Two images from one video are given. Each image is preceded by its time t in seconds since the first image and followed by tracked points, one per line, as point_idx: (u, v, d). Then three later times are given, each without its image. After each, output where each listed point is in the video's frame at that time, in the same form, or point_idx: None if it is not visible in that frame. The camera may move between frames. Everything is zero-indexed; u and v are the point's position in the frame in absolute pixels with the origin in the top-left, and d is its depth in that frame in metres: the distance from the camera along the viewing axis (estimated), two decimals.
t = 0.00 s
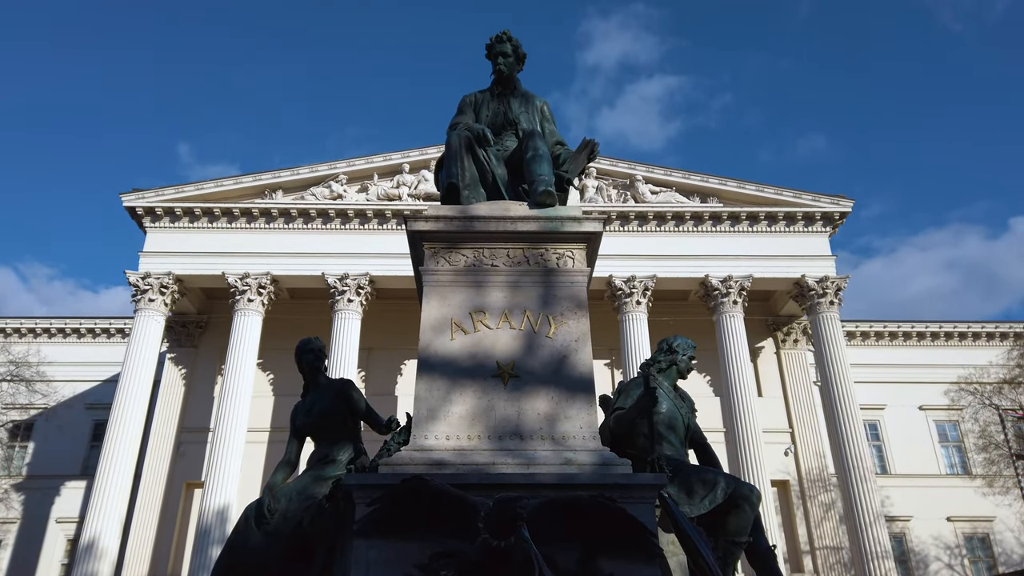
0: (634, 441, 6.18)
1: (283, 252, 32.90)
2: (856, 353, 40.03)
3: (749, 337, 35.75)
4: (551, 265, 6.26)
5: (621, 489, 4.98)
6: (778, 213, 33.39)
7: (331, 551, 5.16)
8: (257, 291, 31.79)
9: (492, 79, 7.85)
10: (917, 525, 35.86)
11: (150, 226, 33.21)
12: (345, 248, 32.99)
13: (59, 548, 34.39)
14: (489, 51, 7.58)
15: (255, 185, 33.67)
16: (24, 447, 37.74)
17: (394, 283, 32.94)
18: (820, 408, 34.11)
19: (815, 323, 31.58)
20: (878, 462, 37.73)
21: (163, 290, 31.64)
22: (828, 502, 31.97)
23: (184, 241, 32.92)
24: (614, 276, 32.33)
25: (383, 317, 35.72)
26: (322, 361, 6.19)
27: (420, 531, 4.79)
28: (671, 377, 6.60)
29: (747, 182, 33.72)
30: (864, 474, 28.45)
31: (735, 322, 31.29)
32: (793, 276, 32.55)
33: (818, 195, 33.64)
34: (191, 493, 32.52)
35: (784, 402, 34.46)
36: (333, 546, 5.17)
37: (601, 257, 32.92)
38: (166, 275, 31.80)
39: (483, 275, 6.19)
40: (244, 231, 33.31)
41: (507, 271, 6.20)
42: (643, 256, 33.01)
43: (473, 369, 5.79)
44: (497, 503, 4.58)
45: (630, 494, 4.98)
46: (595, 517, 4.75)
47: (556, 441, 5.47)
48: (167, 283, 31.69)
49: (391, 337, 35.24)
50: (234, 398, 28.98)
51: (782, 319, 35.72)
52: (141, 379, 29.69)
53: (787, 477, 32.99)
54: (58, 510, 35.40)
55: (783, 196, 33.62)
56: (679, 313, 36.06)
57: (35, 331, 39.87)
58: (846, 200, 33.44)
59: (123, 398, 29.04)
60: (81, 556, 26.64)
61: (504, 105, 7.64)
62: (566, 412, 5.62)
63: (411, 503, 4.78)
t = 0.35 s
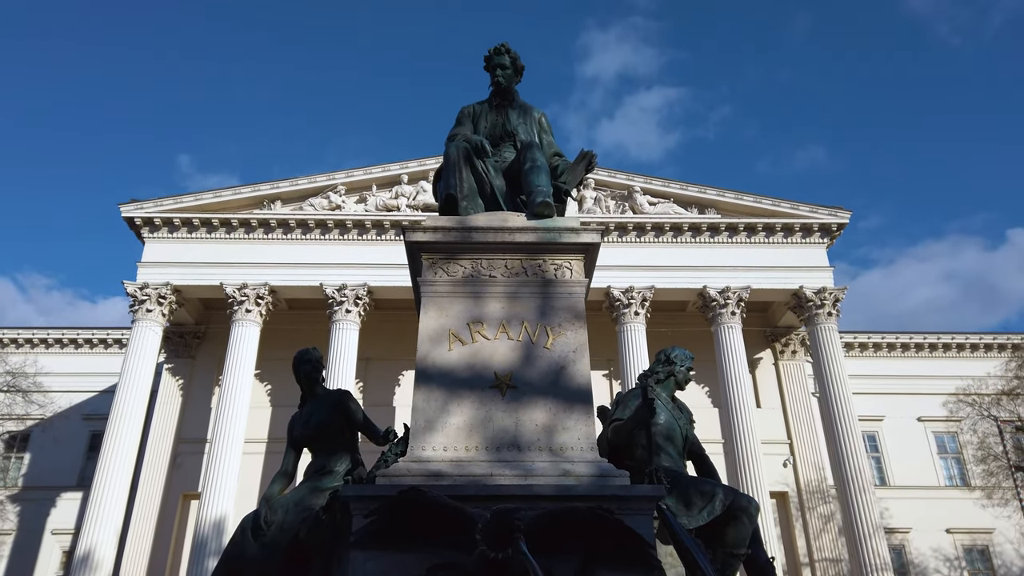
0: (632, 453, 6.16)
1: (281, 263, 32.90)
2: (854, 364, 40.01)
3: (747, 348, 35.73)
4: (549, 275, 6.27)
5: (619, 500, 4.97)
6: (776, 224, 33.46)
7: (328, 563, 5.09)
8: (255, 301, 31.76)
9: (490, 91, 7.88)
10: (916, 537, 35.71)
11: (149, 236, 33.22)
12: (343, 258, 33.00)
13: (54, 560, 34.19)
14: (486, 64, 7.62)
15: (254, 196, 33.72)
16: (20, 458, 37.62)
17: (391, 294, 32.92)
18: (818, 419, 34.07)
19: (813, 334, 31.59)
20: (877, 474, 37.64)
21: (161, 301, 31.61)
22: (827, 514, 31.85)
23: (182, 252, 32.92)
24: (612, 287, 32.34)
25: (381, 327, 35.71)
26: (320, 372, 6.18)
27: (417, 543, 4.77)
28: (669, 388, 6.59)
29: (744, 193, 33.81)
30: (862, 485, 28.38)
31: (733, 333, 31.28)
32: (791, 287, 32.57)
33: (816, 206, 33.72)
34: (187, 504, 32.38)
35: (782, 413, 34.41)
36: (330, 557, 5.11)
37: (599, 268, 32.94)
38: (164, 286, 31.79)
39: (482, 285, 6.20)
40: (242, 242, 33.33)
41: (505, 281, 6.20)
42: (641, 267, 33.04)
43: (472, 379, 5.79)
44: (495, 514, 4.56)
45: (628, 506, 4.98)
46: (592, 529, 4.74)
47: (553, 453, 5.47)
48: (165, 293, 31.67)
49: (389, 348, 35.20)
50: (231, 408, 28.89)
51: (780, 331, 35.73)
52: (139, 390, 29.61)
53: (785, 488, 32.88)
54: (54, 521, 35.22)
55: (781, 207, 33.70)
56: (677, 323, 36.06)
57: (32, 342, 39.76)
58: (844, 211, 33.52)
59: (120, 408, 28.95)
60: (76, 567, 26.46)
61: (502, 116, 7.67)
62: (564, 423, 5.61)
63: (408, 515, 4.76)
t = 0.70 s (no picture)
0: (629, 459, 6.15)
1: (279, 269, 32.88)
2: (852, 371, 40.01)
3: (746, 355, 35.73)
4: (547, 281, 6.27)
5: (617, 507, 4.96)
6: (774, 231, 33.51)
7: (326, 570, 5.07)
8: (253, 308, 31.74)
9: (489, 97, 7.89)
10: (915, 544, 35.66)
11: (147, 242, 33.20)
12: (341, 265, 32.99)
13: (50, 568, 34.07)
14: (484, 71, 7.64)
15: (252, 202, 33.73)
16: (16, 465, 37.49)
17: (389, 300, 32.90)
18: (817, 426, 34.05)
19: (811, 341, 31.60)
20: (875, 481, 37.60)
21: (159, 307, 31.58)
22: (826, 521, 31.79)
23: (181, 258, 32.89)
24: (610, 294, 32.34)
25: (380, 334, 35.70)
26: (317, 378, 6.17)
27: (414, 550, 4.75)
28: (667, 395, 6.58)
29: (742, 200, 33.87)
30: (861, 492, 28.36)
31: (731, 339, 31.29)
32: (789, 294, 32.59)
33: (813, 213, 33.77)
34: (185, 511, 32.26)
35: (780, 420, 34.39)
36: (327, 565, 5.09)
37: (597, 274, 32.95)
38: (162, 292, 31.77)
39: (480, 291, 6.19)
40: (241, 248, 33.31)
41: (503, 287, 6.20)
42: (639, 273, 33.04)
43: (469, 386, 5.78)
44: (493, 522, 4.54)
45: (625, 513, 4.97)
46: (590, 536, 4.73)
47: (551, 459, 5.46)
48: (163, 299, 31.65)
49: (387, 354, 35.17)
50: (229, 414, 28.83)
51: (778, 337, 35.75)
52: (136, 397, 29.55)
53: (784, 495, 32.83)
54: (50, 529, 35.10)
55: (779, 214, 33.77)
56: (675, 330, 36.06)
57: (29, 348, 39.56)
58: (841, 218, 33.58)
59: (117, 415, 28.86)
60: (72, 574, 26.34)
61: (500, 123, 7.68)
62: (562, 430, 5.60)
63: (406, 522, 4.74)
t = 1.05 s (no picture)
0: (628, 463, 6.14)
1: (277, 273, 32.86)
2: (850, 376, 40.01)
3: (744, 360, 35.73)
4: (546, 285, 6.27)
5: (616, 511, 4.96)
6: (772, 236, 33.54)
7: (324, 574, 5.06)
8: (251, 312, 31.71)
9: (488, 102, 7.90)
10: (913, 550, 35.63)
11: (145, 246, 33.18)
12: (340, 269, 32.98)
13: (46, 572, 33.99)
14: (484, 75, 7.65)
15: (251, 207, 33.72)
16: (13, 469, 37.42)
17: (388, 304, 32.88)
18: (815, 431, 34.05)
19: (810, 346, 31.60)
20: (874, 486, 37.58)
21: (156, 311, 31.55)
22: (825, 526, 31.73)
23: (179, 262, 32.86)
24: (608, 298, 32.32)
25: (378, 338, 35.69)
26: (315, 381, 6.16)
27: (413, 553, 4.74)
28: (666, 399, 6.57)
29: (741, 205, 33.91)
30: (859, 497, 28.33)
31: (729, 344, 31.29)
32: (787, 298, 32.62)
33: (812, 218, 33.81)
34: (182, 516, 32.15)
35: (778, 425, 34.37)
36: (325, 569, 5.07)
37: (595, 279, 32.95)
38: (161, 296, 31.73)
39: (478, 295, 6.19)
40: (239, 252, 33.28)
41: (502, 291, 6.20)
42: (637, 278, 33.07)
43: (468, 389, 5.77)
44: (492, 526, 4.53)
45: (624, 517, 4.96)
46: (589, 540, 4.71)
47: (550, 463, 5.45)
48: (161, 303, 31.61)
49: (386, 359, 35.14)
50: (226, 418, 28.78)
51: (776, 342, 35.77)
52: (134, 401, 29.50)
53: (783, 500, 32.80)
54: (47, 533, 35.02)
55: (777, 219, 33.82)
56: (674, 335, 36.06)
57: (27, 352, 39.48)
58: (839, 223, 33.63)
59: (115, 419, 28.80)
60: None
61: (499, 127, 7.68)
62: (561, 433, 5.59)
63: (405, 526, 4.73)
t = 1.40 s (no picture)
0: (628, 467, 6.11)
1: (275, 277, 32.82)
2: (849, 381, 39.98)
3: (743, 365, 35.71)
4: (545, 289, 6.25)
5: (616, 515, 4.93)
6: (771, 240, 33.54)
7: None
8: (249, 316, 31.66)
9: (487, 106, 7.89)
10: (913, 555, 35.55)
11: (143, 250, 33.14)
12: (338, 273, 32.95)
13: None
14: (484, 78, 7.64)
15: (249, 211, 33.70)
16: (9, 474, 37.30)
17: (386, 308, 32.83)
18: (814, 436, 34.02)
19: (809, 351, 31.55)
20: (873, 491, 37.50)
21: (154, 315, 31.49)
22: (824, 532, 31.65)
23: (177, 266, 32.81)
24: (607, 303, 32.26)
25: (377, 342, 35.64)
26: (314, 385, 6.13)
27: (412, 557, 4.71)
28: (666, 403, 6.55)
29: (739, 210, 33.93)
30: (859, 502, 28.27)
31: (728, 350, 31.24)
32: (786, 304, 32.62)
33: (811, 223, 33.82)
34: (179, 521, 32.03)
35: (777, 431, 34.31)
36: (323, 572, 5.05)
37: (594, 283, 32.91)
38: (158, 300, 31.67)
39: (478, 298, 6.17)
40: (237, 256, 33.24)
41: (502, 294, 6.18)
42: (636, 283, 33.05)
43: (467, 393, 5.75)
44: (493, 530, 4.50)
45: (624, 521, 4.94)
46: (589, 544, 4.69)
47: (550, 467, 5.42)
48: (159, 307, 31.55)
49: (385, 363, 35.09)
50: (223, 423, 28.69)
51: (775, 347, 35.75)
52: (131, 404, 29.42)
53: (782, 506, 32.74)
54: (43, 539, 34.89)
55: (776, 224, 33.84)
56: (673, 340, 36.02)
57: (24, 356, 39.49)
58: (838, 228, 33.63)
59: (111, 423, 28.70)
60: None
61: (498, 131, 7.67)
62: (561, 437, 5.56)
63: (404, 529, 4.70)
